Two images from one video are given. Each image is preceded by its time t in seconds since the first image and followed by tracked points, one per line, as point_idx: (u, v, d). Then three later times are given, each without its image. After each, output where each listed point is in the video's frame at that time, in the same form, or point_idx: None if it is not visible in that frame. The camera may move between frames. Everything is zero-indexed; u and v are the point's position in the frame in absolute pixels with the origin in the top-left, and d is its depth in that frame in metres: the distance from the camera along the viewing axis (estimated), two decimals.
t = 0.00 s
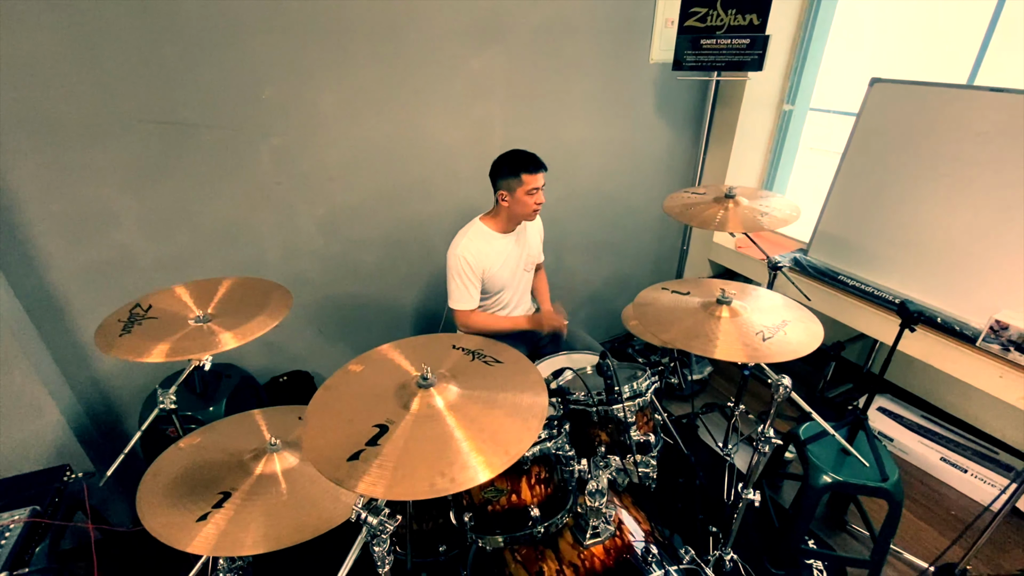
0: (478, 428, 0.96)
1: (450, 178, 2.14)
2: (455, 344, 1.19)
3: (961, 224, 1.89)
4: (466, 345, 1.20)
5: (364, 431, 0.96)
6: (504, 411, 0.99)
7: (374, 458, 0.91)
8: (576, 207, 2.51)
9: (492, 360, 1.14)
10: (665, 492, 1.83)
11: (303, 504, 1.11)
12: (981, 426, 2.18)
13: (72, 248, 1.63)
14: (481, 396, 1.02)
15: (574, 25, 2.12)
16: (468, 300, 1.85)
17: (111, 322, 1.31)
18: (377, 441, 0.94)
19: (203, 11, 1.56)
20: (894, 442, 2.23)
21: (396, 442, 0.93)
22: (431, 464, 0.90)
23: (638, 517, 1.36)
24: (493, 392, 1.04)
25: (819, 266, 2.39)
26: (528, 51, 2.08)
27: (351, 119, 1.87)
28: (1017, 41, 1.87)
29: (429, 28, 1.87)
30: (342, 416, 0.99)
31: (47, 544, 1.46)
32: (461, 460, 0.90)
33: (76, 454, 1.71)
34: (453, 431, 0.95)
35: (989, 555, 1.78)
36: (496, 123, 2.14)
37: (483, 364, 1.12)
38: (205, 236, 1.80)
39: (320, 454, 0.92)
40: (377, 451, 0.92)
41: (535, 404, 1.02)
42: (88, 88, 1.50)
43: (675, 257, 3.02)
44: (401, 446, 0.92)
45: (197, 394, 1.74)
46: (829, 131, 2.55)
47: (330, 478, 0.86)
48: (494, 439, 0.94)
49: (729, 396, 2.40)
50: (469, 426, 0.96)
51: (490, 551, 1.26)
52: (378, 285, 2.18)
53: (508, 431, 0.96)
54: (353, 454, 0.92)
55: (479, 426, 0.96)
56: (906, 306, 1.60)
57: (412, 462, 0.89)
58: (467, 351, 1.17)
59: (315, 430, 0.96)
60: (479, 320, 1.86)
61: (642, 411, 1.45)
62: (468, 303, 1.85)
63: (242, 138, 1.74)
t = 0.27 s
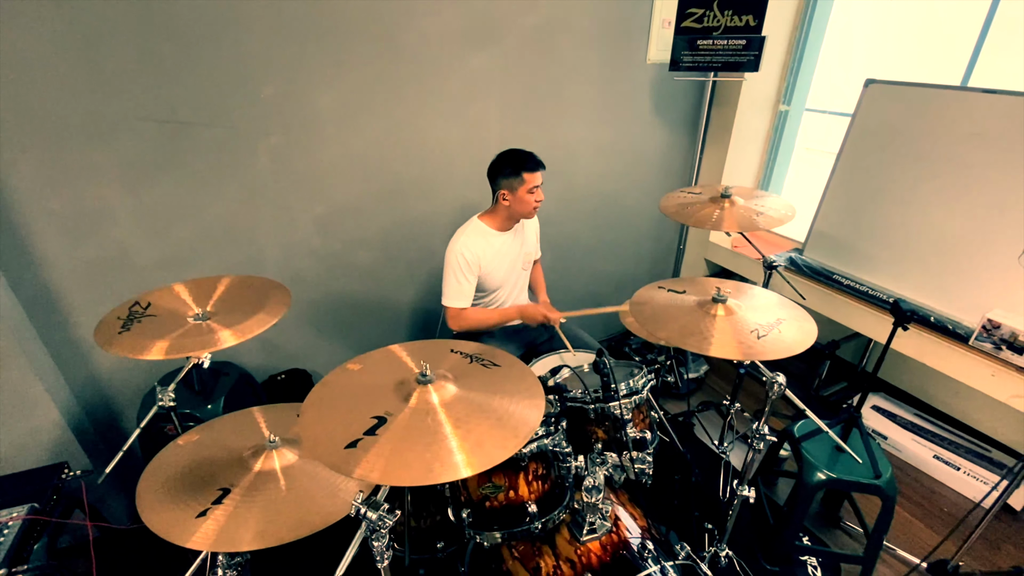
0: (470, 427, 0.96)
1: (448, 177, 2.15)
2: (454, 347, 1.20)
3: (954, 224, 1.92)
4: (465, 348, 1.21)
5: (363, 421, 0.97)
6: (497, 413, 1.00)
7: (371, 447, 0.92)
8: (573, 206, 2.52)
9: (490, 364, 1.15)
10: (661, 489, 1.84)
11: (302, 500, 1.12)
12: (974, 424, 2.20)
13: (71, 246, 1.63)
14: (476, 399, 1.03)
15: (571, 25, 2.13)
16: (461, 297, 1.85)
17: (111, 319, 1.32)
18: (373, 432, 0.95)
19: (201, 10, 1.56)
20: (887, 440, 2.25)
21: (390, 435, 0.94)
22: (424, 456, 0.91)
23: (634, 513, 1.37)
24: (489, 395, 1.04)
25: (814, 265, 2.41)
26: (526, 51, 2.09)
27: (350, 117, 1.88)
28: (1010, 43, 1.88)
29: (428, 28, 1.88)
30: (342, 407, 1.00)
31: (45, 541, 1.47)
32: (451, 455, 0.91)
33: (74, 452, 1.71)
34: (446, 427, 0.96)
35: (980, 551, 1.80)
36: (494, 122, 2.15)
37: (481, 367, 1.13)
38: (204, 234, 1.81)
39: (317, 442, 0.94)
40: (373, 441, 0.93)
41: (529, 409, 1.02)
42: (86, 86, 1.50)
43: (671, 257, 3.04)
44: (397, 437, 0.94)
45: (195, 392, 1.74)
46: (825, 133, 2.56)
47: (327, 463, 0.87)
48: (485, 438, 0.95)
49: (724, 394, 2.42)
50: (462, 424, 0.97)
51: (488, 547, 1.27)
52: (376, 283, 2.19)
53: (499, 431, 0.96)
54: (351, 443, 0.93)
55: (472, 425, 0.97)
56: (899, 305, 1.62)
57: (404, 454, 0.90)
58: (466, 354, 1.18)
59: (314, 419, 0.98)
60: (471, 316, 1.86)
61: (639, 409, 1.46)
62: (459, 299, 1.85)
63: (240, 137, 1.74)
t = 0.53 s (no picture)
0: (470, 421, 0.98)
1: (448, 177, 2.16)
2: (453, 343, 1.21)
3: (949, 227, 1.93)
4: (463, 343, 1.22)
5: (364, 420, 0.98)
6: (497, 408, 1.01)
7: (373, 446, 0.93)
8: (572, 207, 2.54)
9: (488, 358, 1.16)
10: (658, 488, 1.85)
11: (301, 497, 1.13)
12: (968, 425, 2.22)
13: (71, 244, 1.64)
14: (476, 394, 1.04)
15: (571, 27, 2.15)
16: (456, 296, 1.86)
17: (112, 317, 1.33)
18: (375, 430, 0.96)
19: (203, 10, 1.57)
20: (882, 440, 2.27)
21: (391, 433, 0.95)
22: (426, 454, 0.92)
23: (631, 511, 1.38)
24: (488, 390, 1.05)
25: (811, 267, 2.43)
26: (526, 53, 2.10)
27: (350, 117, 1.89)
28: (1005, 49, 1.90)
29: (428, 29, 1.89)
30: (342, 406, 1.01)
31: (44, 538, 1.47)
32: (453, 452, 0.92)
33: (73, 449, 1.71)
34: (447, 423, 0.97)
35: (974, 551, 1.82)
36: (494, 123, 2.16)
37: (479, 362, 1.14)
38: (204, 232, 1.82)
39: (319, 442, 0.94)
40: (375, 439, 0.94)
41: (528, 402, 1.03)
42: (89, 85, 1.51)
43: (669, 258, 3.05)
44: (399, 434, 0.95)
45: (195, 390, 1.75)
46: (822, 136, 2.59)
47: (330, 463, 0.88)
48: (486, 432, 0.96)
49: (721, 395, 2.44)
50: (463, 419, 0.98)
51: (485, 543, 1.27)
52: (375, 283, 2.20)
53: (500, 427, 0.98)
54: (353, 442, 0.94)
55: (473, 420, 0.98)
56: (894, 306, 1.63)
57: (407, 451, 0.91)
58: (465, 349, 1.19)
59: (315, 419, 0.99)
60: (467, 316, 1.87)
61: (636, 407, 1.46)
62: (458, 300, 1.86)
63: (241, 136, 1.75)
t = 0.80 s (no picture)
0: (470, 416, 0.99)
1: (448, 177, 2.18)
2: (453, 339, 1.23)
3: (944, 230, 1.95)
4: (463, 340, 1.23)
5: (365, 413, 0.99)
6: (496, 402, 1.02)
7: (374, 438, 0.94)
8: (571, 208, 2.55)
9: (488, 355, 1.17)
10: (655, 487, 1.86)
11: (301, 491, 1.14)
12: (963, 427, 2.23)
13: (73, 240, 1.64)
14: (476, 389, 1.05)
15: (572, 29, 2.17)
16: (455, 291, 1.86)
17: (114, 312, 1.34)
18: (376, 423, 0.97)
19: (208, 9, 1.59)
20: (878, 441, 2.29)
21: (392, 426, 0.96)
22: (426, 446, 0.93)
23: (628, 509, 1.39)
24: (488, 385, 1.06)
25: (808, 269, 2.45)
26: (527, 55, 2.12)
27: (352, 117, 1.90)
28: (1001, 52, 1.92)
29: (430, 30, 1.91)
30: (344, 399, 1.02)
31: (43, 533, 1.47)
32: (453, 445, 0.93)
33: (73, 445, 1.72)
34: (447, 417, 0.98)
35: (968, 552, 1.83)
36: (495, 124, 2.18)
37: (479, 358, 1.15)
38: (206, 230, 1.83)
39: (321, 434, 0.95)
40: (376, 431, 0.95)
41: (527, 397, 1.04)
42: (94, 82, 1.52)
43: (667, 260, 3.07)
44: (400, 427, 0.96)
45: (195, 386, 1.76)
46: (819, 140, 2.61)
47: (331, 454, 0.89)
48: (485, 426, 0.97)
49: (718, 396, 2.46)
50: (463, 413, 0.99)
51: (484, 539, 1.28)
52: (375, 282, 2.21)
53: (499, 421, 0.99)
54: (354, 434, 0.95)
55: (472, 414, 0.99)
56: (889, 307, 1.65)
57: (407, 443, 0.92)
58: (465, 346, 1.20)
59: (317, 412, 1.00)
60: (465, 309, 1.86)
61: (633, 405, 1.48)
62: (458, 295, 1.86)
63: (245, 134, 1.76)
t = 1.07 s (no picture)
0: (469, 409, 1.00)
1: (449, 177, 2.19)
2: (453, 335, 1.24)
3: (939, 234, 1.97)
4: (463, 336, 1.24)
5: (366, 403, 1.00)
6: (495, 396, 1.04)
7: (375, 427, 0.95)
8: (570, 209, 2.57)
9: (488, 351, 1.19)
10: (652, 487, 1.87)
11: (301, 483, 1.15)
12: (957, 430, 2.25)
13: (76, 234, 1.66)
14: (475, 383, 1.06)
15: (573, 32, 2.19)
16: (451, 291, 1.88)
17: (117, 305, 1.34)
18: (376, 413, 0.99)
19: (214, 7, 1.60)
20: (873, 444, 2.30)
21: (392, 416, 0.97)
22: (426, 437, 0.94)
23: (625, 506, 1.39)
24: (487, 380, 1.08)
25: (804, 272, 2.47)
26: (529, 57, 2.14)
27: (355, 116, 1.92)
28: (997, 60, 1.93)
29: (433, 31, 1.93)
30: (345, 390, 1.03)
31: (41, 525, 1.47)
32: (452, 437, 0.94)
33: (72, 439, 1.73)
34: (446, 409, 0.99)
35: (962, 554, 1.85)
36: (496, 125, 2.20)
37: (479, 354, 1.16)
38: (207, 226, 1.84)
39: (322, 422, 0.96)
40: (377, 421, 0.96)
41: (526, 392, 1.06)
42: (100, 77, 1.54)
43: (665, 262, 3.09)
44: (400, 417, 0.97)
45: (195, 380, 1.77)
46: (818, 145, 2.61)
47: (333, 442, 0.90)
48: (484, 418, 0.98)
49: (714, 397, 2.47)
50: (462, 406, 1.00)
51: (481, 534, 1.29)
52: (375, 280, 2.22)
53: (498, 414, 1.00)
54: (355, 423, 0.96)
55: (471, 406, 1.00)
56: (884, 309, 1.66)
57: (407, 433, 0.94)
58: (465, 341, 1.21)
59: (318, 401, 1.01)
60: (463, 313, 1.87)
61: (630, 403, 1.50)
62: (452, 295, 1.89)
63: (248, 131, 1.78)
